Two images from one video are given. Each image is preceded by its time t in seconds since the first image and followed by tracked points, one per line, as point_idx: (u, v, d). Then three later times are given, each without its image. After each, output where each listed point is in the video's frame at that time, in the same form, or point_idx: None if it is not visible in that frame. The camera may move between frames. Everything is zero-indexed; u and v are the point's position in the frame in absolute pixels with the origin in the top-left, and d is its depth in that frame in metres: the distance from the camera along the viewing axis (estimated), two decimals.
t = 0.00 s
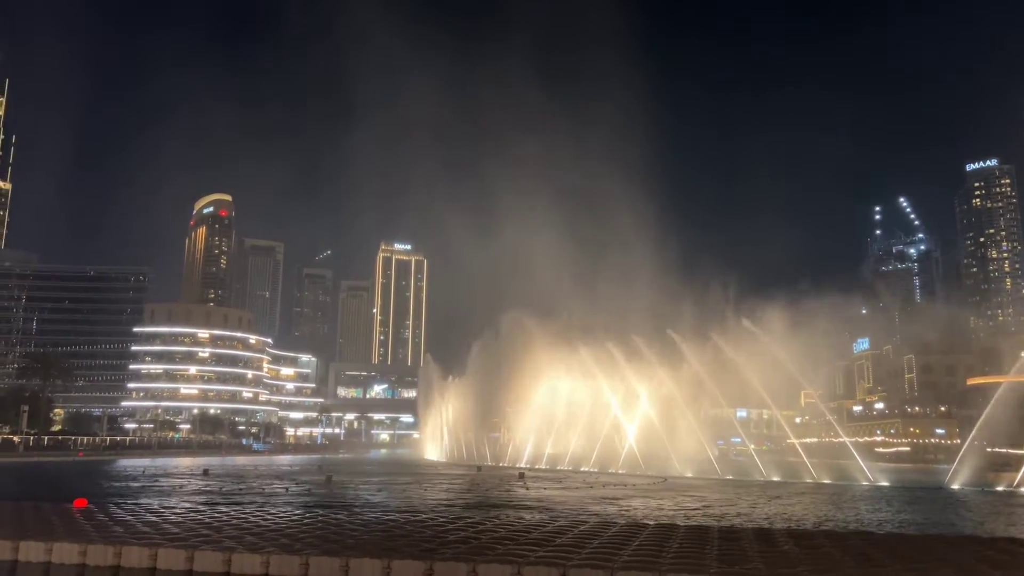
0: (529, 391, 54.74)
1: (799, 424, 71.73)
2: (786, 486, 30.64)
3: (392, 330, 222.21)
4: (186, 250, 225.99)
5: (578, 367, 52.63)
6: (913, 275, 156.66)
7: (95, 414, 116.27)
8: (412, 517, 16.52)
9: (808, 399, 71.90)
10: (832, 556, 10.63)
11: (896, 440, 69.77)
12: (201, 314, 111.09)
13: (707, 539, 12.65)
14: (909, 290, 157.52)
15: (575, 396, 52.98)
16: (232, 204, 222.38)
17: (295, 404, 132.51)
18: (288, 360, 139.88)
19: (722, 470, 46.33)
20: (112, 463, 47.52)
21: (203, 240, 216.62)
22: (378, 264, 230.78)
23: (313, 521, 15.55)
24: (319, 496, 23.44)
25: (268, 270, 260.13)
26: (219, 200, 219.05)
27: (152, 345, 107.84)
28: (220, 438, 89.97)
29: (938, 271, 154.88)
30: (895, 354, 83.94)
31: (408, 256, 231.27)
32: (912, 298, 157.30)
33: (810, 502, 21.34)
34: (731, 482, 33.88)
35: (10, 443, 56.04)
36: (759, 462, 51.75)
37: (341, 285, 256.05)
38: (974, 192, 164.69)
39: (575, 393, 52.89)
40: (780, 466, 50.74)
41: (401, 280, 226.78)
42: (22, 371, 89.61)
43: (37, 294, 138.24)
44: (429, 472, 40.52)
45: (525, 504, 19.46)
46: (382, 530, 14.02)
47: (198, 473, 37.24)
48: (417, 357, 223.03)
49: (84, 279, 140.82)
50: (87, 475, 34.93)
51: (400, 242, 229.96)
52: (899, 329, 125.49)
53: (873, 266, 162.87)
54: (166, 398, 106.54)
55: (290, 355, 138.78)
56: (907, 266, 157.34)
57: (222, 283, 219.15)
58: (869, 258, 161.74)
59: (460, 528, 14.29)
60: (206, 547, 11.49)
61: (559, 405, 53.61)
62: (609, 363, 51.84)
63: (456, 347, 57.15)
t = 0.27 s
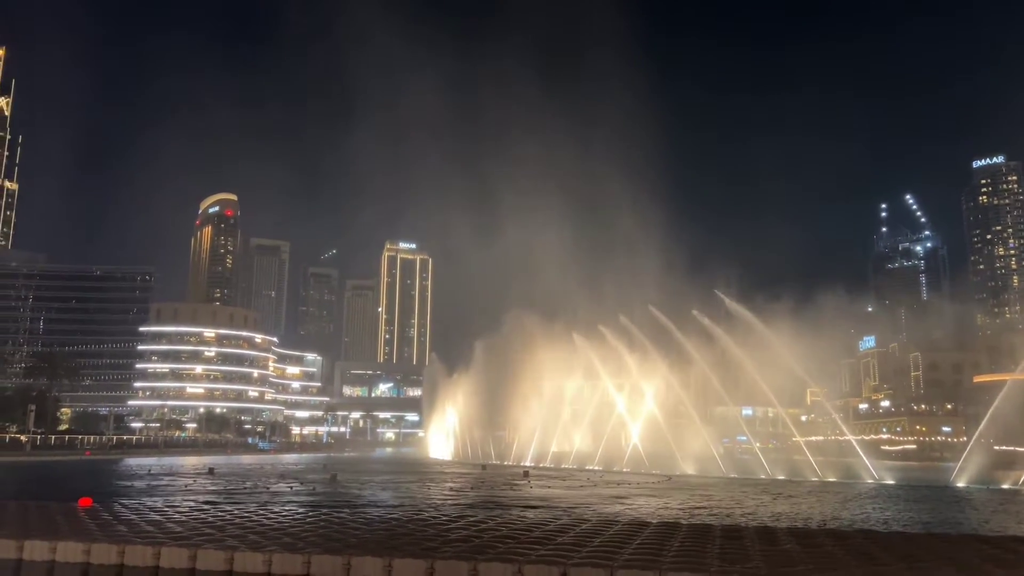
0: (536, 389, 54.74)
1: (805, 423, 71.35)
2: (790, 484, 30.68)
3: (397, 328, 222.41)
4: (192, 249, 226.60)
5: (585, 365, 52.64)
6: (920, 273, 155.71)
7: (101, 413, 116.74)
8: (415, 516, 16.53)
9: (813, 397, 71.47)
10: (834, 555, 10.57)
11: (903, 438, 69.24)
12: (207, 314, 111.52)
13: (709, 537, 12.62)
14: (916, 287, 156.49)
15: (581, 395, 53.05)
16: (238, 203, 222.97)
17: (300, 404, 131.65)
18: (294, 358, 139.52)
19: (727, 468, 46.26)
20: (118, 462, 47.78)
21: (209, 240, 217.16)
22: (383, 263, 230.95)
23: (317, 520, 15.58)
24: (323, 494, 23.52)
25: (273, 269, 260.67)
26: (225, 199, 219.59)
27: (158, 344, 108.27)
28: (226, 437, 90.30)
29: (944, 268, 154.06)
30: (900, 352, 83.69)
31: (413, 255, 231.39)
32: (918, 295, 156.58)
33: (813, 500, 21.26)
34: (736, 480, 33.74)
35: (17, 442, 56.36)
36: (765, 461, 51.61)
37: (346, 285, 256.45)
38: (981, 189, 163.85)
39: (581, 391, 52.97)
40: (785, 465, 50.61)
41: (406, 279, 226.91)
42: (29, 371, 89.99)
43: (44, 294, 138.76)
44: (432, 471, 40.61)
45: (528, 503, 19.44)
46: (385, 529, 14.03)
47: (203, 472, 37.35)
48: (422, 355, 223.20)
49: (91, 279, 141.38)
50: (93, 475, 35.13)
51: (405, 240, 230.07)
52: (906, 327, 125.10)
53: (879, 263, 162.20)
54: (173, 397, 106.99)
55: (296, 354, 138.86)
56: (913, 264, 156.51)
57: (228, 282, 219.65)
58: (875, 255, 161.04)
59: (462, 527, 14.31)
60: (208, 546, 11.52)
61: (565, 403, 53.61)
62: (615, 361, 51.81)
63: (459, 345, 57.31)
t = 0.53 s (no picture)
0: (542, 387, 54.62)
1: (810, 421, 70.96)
2: (793, 481, 30.74)
3: (402, 326, 222.71)
4: (197, 247, 227.20)
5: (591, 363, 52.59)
6: (925, 269, 155.13)
7: (107, 410, 117.24)
8: (414, 513, 16.58)
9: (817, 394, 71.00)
10: (830, 552, 10.59)
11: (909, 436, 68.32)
12: (212, 312, 111.88)
13: (707, 536, 12.60)
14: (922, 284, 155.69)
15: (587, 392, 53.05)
16: (243, 201, 223.44)
17: (306, 401, 133.62)
18: (299, 355, 139.06)
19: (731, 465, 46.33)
20: (124, 459, 48.20)
21: (214, 237, 217.70)
22: (387, 260, 231.02)
23: (317, 518, 15.55)
24: (323, 490, 23.60)
25: (278, 267, 261.30)
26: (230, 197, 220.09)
27: (163, 342, 108.65)
28: (232, 434, 90.70)
29: (951, 265, 153.35)
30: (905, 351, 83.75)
31: (418, 253, 231.50)
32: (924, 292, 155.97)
33: (813, 498, 21.24)
34: (737, 477, 33.92)
35: (23, 439, 56.69)
36: (770, 458, 51.48)
37: (351, 282, 256.89)
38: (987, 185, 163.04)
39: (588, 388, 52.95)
40: (790, 462, 50.57)
41: (411, 276, 226.97)
42: (35, 369, 90.35)
43: (50, 291, 139.21)
44: (435, 468, 40.62)
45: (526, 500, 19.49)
46: (384, 526, 14.06)
47: (206, 469, 37.58)
48: (427, 353, 223.42)
49: (97, 276, 141.75)
50: (99, 471, 35.39)
51: (409, 238, 230.15)
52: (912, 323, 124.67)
53: (885, 260, 161.58)
54: (178, 395, 107.34)
55: (301, 350, 138.68)
56: (918, 260, 155.95)
57: (233, 280, 220.10)
58: (880, 252, 160.36)
59: (461, 524, 14.34)
60: (207, 543, 11.57)
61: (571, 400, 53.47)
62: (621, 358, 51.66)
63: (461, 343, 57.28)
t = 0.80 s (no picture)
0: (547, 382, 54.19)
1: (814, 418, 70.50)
2: (795, 481, 30.75)
3: (405, 324, 222.91)
4: (200, 246, 227.62)
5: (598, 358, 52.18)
6: (929, 268, 154.86)
7: (111, 409, 117.45)
8: (413, 512, 16.57)
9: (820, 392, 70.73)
10: (828, 551, 10.59)
11: (912, 433, 68.64)
12: (214, 310, 112.01)
13: (705, 534, 12.61)
14: (925, 283, 155.35)
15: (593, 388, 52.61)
16: (245, 200, 223.75)
17: (307, 400, 134.04)
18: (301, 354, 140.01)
19: (736, 463, 46.01)
20: (127, 458, 48.34)
21: (217, 236, 218.00)
22: (390, 259, 231.07)
23: (317, 517, 15.57)
24: (324, 490, 23.64)
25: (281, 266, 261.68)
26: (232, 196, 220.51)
27: (166, 340, 108.85)
28: (235, 432, 90.86)
29: (954, 263, 153.11)
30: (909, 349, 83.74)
31: (420, 252, 231.58)
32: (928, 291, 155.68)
33: (815, 497, 21.12)
34: (743, 475, 33.82)
35: (27, 438, 56.86)
36: (775, 456, 51.16)
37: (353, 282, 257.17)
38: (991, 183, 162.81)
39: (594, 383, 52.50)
40: (795, 460, 50.34)
41: (413, 275, 227.13)
42: (38, 368, 90.43)
43: (53, 290, 139.49)
44: (437, 466, 40.69)
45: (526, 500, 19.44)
46: (383, 526, 14.09)
47: (209, 468, 37.59)
48: (429, 351, 223.60)
49: (99, 275, 142.01)
50: (102, 470, 35.47)
51: (412, 237, 230.22)
52: (916, 322, 124.48)
53: (888, 259, 161.31)
54: (181, 393, 107.38)
55: (303, 350, 139.26)
56: (921, 259, 155.63)
57: (236, 278, 220.29)
58: (883, 250, 160.04)
59: (459, 523, 14.36)
60: (206, 542, 11.61)
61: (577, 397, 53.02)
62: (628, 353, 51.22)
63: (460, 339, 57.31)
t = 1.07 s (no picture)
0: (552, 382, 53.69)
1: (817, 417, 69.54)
2: (798, 480, 30.60)
3: (406, 323, 223.08)
4: (201, 245, 227.85)
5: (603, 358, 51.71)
6: (930, 266, 154.71)
7: (112, 408, 117.66)
8: (411, 511, 16.61)
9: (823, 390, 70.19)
10: (825, 550, 10.64)
11: (913, 432, 68.99)
12: (215, 310, 112.11)
13: (702, 533, 12.65)
14: (926, 281, 155.18)
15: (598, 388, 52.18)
16: (246, 200, 224.13)
17: (308, 399, 134.53)
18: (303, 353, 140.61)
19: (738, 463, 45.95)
20: (129, 457, 48.40)
21: (218, 235, 218.21)
22: (391, 258, 231.03)
23: (317, 516, 15.62)
24: (324, 489, 23.68)
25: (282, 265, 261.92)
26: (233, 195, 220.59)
27: (168, 339, 109.07)
28: (236, 431, 90.95)
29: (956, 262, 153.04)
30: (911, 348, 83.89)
31: (421, 251, 231.58)
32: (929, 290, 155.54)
33: (816, 496, 21.06)
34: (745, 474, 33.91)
35: (28, 438, 56.99)
36: (777, 455, 50.97)
37: (354, 281, 257.33)
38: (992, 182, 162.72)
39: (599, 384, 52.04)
40: (797, 460, 50.27)
41: (414, 274, 227.17)
42: (39, 367, 90.52)
43: (55, 290, 139.72)
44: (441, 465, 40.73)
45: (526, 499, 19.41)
46: (381, 524, 14.13)
47: (211, 468, 37.57)
48: (430, 350, 223.83)
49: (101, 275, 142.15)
50: (104, 470, 35.51)
51: (413, 236, 230.16)
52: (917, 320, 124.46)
53: (889, 257, 161.10)
54: (182, 392, 107.50)
55: (304, 349, 139.78)
56: (922, 257, 155.40)
57: (237, 278, 220.52)
58: (884, 249, 159.76)
59: (458, 522, 14.41)
60: (205, 541, 11.66)
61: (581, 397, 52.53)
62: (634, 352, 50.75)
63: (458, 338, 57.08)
